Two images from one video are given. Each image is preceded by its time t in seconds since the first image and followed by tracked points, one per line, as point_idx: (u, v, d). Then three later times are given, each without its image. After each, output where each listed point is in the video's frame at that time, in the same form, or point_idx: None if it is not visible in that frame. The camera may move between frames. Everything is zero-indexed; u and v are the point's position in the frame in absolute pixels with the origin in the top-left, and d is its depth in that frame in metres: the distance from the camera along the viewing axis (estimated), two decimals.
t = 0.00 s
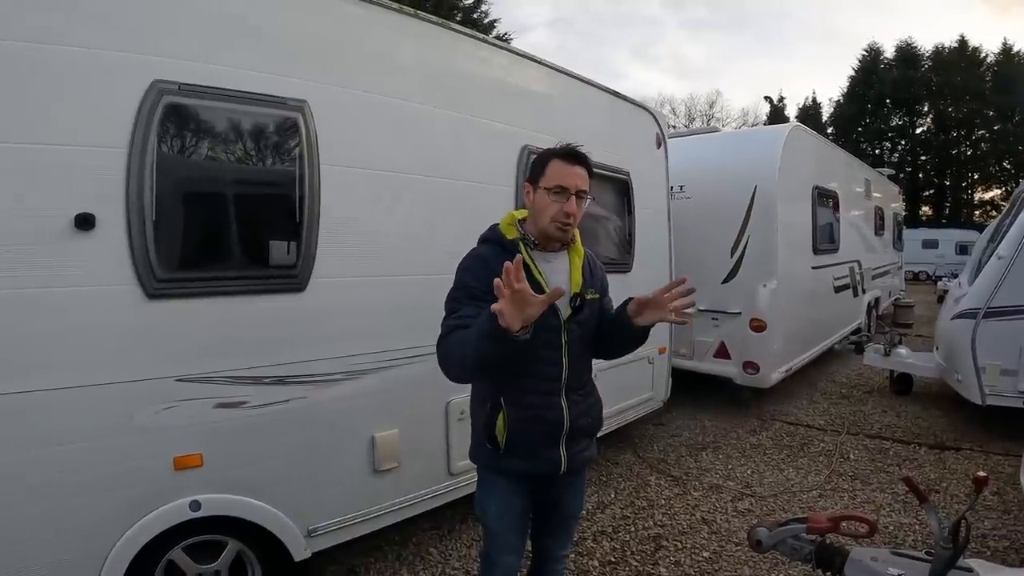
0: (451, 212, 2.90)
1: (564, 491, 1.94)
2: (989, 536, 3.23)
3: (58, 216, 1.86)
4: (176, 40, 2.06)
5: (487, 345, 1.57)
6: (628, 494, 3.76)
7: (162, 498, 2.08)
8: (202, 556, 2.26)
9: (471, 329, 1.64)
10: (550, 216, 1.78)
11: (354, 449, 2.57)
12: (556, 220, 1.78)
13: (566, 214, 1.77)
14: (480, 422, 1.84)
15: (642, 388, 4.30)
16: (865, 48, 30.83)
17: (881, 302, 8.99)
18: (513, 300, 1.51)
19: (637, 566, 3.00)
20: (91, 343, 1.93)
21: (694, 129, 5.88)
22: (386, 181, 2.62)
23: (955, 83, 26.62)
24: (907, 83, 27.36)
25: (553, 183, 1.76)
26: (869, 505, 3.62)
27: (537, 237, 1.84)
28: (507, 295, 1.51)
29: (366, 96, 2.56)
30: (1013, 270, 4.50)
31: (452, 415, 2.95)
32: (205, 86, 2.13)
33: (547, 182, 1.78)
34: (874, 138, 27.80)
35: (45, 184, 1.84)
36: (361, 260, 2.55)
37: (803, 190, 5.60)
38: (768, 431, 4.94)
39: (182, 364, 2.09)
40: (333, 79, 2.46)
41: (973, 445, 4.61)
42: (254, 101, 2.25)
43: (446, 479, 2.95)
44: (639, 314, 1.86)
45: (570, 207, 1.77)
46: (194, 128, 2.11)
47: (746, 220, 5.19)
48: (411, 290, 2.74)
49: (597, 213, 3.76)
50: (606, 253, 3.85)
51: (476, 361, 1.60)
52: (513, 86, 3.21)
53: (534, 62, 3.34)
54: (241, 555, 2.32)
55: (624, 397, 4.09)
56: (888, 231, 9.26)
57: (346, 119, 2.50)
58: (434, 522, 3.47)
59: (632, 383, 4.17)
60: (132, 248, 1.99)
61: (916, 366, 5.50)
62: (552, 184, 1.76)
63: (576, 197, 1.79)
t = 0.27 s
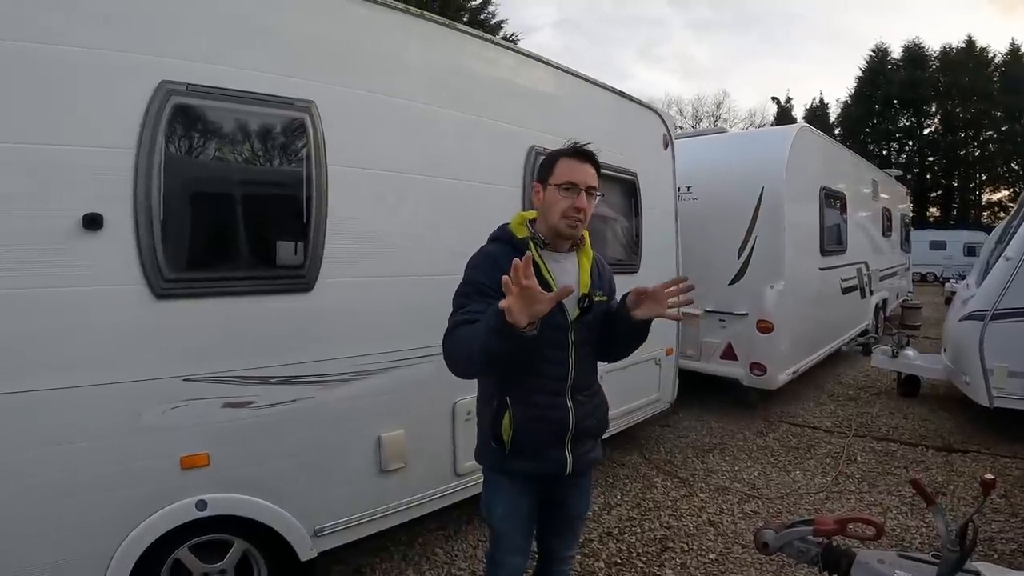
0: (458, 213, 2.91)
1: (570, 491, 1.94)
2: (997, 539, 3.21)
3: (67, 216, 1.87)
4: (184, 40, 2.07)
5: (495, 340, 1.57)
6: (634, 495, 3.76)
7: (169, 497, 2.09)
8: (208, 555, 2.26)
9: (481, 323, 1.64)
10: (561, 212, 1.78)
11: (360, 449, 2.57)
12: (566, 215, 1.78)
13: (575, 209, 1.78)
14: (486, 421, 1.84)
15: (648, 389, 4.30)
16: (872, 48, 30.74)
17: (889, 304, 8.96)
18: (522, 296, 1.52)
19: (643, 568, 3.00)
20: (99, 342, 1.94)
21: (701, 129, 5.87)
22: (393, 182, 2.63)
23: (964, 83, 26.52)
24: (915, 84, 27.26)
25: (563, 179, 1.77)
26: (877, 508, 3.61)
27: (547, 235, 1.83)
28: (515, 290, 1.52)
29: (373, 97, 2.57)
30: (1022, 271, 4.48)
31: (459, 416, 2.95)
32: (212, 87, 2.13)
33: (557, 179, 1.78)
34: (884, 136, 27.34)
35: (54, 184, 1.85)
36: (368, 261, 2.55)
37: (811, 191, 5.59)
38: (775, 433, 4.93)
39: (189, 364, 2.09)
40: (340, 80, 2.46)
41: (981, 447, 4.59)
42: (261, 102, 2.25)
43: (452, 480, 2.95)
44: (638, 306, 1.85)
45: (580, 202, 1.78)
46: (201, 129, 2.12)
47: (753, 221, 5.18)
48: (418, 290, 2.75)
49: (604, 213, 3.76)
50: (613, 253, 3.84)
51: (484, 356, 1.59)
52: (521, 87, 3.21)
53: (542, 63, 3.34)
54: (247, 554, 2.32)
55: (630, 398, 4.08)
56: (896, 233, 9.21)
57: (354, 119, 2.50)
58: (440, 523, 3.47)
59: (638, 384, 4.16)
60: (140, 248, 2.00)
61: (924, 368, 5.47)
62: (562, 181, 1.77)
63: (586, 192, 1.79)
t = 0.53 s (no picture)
0: (461, 214, 2.91)
1: (573, 492, 1.94)
2: (1000, 540, 3.21)
3: (70, 216, 1.88)
4: (187, 40, 2.07)
5: (499, 337, 1.57)
6: (636, 496, 3.76)
7: (172, 497, 2.09)
8: (211, 555, 2.27)
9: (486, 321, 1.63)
10: (574, 210, 1.78)
11: (363, 449, 2.57)
12: (580, 213, 1.78)
13: (590, 206, 1.78)
14: (490, 420, 1.84)
15: (651, 390, 4.29)
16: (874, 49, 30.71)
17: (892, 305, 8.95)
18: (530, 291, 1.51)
19: (646, 569, 3.00)
20: (103, 342, 1.94)
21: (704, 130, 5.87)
22: (396, 182, 2.63)
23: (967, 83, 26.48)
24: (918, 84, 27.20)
25: (575, 177, 1.78)
26: (879, 509, 3.60)
27: (559, 233, 1.84)
28: (524, 286, 1.50)
29: (376, 98, 2.57)
30: None
31: (462, 416, 2.95)
32: (215, 87, 2.14)
33: (569, 177, 1.79)
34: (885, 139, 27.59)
35: (57, 184, 1.85)
36: (371, 261, 2.55)
37: (814, 191, 5.58)
38: (778, 434, 4.93)
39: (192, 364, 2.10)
40: (343, 80, 2.47)
41: (984, 449, 4.58)
42: (264, 103, 2.26)
43: (455, 481, 2.95)
44: (644, 315, 1.85)
45: (593, 201, 1.79)
46: (204, 129, 2.12)
47: (756, 221, 5.17)
48: (421, 291, 2.75)
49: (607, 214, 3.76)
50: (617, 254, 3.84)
51: (488, 353, 1.59)
52: (524, 88, 3.22)
53: (544, 64, 3.35)
54: (250, 555, 2.32)
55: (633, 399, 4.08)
56: (900, 234, 9.21)
57: (357, 120, 2.50)
58: (443, 523, 3.47)
59: (641, 385, 4.16)
60: (143, 248, 2.00)
61: (926, 369, 5.47)
62: (574, 180, 1.78)
63: (597, 191, 1.81)
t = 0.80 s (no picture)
0: (463, 215, 2.91)
1: (574, 493, 1.93)
2: (1001, 541, 3.21)
3: (71, 217, 1.88)
4: (188, 41, 2.07)
5: (502, 337, 1.57)
6: (638, 497, 3.76)
7: (173, 498, 2.09)
8: (212, 556, 2.27)
9: (493, 320, 1.62)
10: (583, 215, 1.79)
11: (364, 450, 2.57)
12: (588, 218, 1.79)
13: (597, 211, 1.80)
14: (491, 421, 1.84)
15: (653, 391, 4.29)
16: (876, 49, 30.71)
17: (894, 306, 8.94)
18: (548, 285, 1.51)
19: (647, 570, 3.00)
20: (103, 343, 1.94)
21: (706, 130, 5.86)
22: (397, 183, 2.63)
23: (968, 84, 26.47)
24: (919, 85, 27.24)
25: (584, 182, 1.78)
26: (881, 510, 3.60)
27: (565, 236, 1.85)
28: (543, 282, 1.50)
29: (377, 98, 2.57)
30: None
31: (462, 417, 2.95)
32: (216, 88, 2.14)
33: (578, 182, 1.79)
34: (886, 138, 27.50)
35: (58, 185, 1.85)
36: (372, 262, 2.55)
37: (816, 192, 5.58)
38: (779, 435, 4.92)
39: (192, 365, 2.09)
40: (344, 81, 2.47)
41: (986, 450, 4.57)
42: (265, 103, 2.25)
43: (455, 481, 2.95)
44: (667, 332, 1.89)
45: (602, 206, 1.80)
46: (205, 130, 2.12)
47: (758, 222, 5.17)
48: (422, 292, 2.75)
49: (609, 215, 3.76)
50: (618, 255, 3.84)
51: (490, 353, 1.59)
52: (525, 88, 3.22)
53: (546, 65, 3.34)
54: (251, 555, 2.32)
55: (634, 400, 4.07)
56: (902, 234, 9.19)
57: (358, 121, 2.50)
58: (444, 524, 3.47)
59: (642, 386, 4.16)
60: (144, 249, 2.00)
61: (928, 369, 5.47)
62: (584, 184, 1.78)
63: (605, 196, 1.82)
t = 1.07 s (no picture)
0: (463, 216, 2.91)
1: (574, 494, 1.93)
2: (1004, 542, 3.20)
3: (72, 217, 1.87)
4: (189, 41, 2.07)
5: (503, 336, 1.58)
6: (639, 498, 3.75)
7: (174, 498, 2.09)
8: (212, 556, 2.26)
9: (497, 317, 1.62)
10: (584, 218, 1.79)
11: (365, 451, 2.57)
12: (590, 221, 1.80)
13: (598, 214, 1.80)
14: (491, 422, 1.83)
15: (654, 392, 4.28)
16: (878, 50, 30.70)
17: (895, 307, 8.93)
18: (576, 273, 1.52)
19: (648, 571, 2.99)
20: (104, 343, 1.94)
21: (707, 131, 5.86)
22: (398, 184, 2.63)
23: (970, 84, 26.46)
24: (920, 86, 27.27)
25: (586, 185, 1.78)
26: (882, 511, 3.59)
27: (565, 238, 1.85)
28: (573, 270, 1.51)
29: (378, 99, 2.57)
30: None
31: (463, 418, 2.95)
32: (217, 88, 2.13)
33: (580, 184, 1.79)
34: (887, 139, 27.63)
35: (59, 185, 1.85)
36: (373, 263, 2.55)
37: (817, 193, 5.57)
38: (781, 435, 4.92)
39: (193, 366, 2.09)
40: (345, 82, 2.46)
41: (988, 450, 4.56)
42: (266, 104, 2.25)
43: (455, 482, 2.95)
44: (696, 342, 1.89)
45: (603, 209, 1.81)
46: (207, 130, 2.12)
47: (759, 222, 5.16)
48: (423, 293, 2.75)
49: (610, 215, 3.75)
50: (620, 256, 3.84)
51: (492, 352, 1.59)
52: (526, 90, 3.22)
53: (547, 65, 3.34)
54: (251, 556, 2.32)
55: (636, 401, 4.07)
56: (904, 235, 9.19)
57: (358, 122, 2.50)
58: (445, 525, 3.47)
59: (644, 387, 4.15)
60: (144, 249, 2.00)
61: (929, 370, 5.46)
62: (585, 187, 1.78)
63: (607, 198, 1.82)
